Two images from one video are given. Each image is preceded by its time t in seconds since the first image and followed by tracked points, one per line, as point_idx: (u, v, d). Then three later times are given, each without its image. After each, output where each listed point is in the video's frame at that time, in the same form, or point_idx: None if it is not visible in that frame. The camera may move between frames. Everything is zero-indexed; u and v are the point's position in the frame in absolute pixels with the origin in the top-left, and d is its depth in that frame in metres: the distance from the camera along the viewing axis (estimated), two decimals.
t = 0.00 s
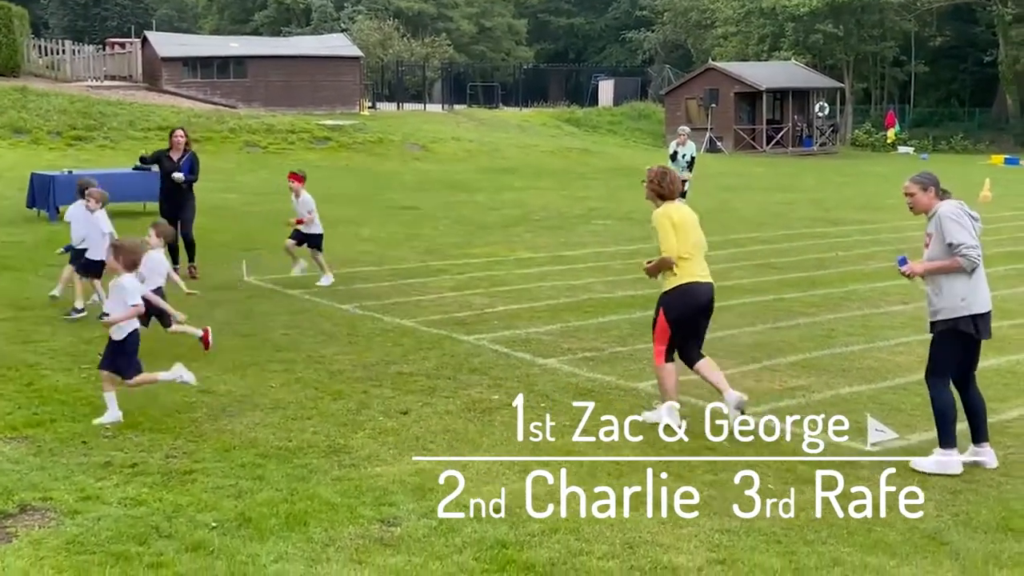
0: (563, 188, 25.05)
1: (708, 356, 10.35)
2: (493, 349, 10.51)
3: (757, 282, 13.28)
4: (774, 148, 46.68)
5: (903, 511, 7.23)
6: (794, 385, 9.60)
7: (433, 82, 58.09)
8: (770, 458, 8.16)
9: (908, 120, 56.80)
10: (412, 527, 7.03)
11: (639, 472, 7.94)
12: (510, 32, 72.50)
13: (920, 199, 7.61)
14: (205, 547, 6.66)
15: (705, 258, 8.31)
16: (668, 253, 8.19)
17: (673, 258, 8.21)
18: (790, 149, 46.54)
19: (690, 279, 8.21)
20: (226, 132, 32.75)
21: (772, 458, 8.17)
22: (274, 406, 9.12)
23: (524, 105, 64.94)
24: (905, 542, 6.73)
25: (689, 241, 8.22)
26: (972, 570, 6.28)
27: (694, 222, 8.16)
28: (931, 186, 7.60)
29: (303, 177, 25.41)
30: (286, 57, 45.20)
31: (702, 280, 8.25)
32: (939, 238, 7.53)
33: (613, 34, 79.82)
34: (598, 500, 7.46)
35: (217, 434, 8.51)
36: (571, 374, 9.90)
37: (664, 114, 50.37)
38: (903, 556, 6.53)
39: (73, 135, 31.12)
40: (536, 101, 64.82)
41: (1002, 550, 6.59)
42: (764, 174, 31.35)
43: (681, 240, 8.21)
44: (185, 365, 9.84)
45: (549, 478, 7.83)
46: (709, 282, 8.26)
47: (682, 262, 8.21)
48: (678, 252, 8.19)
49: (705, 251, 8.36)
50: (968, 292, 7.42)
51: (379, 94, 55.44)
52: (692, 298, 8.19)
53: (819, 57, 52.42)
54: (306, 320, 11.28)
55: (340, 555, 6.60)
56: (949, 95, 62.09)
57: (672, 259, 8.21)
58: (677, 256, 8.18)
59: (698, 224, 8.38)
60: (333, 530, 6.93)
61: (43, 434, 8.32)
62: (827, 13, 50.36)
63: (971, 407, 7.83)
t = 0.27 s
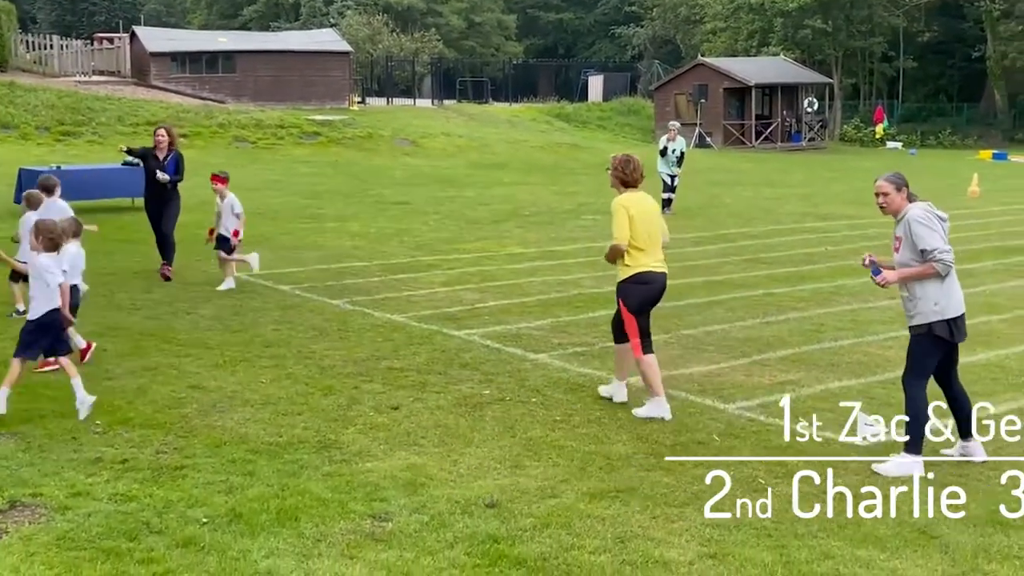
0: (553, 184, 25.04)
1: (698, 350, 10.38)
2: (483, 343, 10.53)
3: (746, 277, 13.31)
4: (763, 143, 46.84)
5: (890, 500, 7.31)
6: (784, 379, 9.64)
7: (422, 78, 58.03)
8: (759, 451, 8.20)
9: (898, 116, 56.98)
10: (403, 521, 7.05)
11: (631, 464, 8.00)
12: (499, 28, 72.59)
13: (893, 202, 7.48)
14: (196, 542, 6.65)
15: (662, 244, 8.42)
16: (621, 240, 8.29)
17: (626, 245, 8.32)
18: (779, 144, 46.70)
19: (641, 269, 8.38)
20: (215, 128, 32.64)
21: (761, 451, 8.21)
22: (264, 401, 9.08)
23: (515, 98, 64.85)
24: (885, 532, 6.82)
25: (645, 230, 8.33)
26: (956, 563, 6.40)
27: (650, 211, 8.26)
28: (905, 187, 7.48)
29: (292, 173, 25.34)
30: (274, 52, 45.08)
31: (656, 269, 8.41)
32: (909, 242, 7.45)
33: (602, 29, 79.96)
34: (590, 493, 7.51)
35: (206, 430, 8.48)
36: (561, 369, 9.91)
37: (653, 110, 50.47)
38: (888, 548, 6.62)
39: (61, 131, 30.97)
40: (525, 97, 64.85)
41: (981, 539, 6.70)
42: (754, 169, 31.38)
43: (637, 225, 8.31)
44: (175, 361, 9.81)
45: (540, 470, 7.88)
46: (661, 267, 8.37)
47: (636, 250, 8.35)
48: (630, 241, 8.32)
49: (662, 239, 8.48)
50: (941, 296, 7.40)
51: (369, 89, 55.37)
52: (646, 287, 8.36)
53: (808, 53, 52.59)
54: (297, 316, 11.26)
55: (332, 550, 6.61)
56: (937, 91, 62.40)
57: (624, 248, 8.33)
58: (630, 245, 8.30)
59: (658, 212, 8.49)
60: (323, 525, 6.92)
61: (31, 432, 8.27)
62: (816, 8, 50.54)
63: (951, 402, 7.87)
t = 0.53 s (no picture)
0: (543, 179, 25.00)
1: (688, 346, 10.38)
2: (473, 338, 10.49)
3: (736, 272, 13.32)
4: (753, 139, 46.95)
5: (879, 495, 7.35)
6: (775, 374, 9.65)
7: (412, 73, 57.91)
8: (750, 446, 8.20)
9: (886, 113, 57.29)
10: (394, 516, 7.03)
11: (620, 460, 7.99)
12: (489, 23, 72.55)
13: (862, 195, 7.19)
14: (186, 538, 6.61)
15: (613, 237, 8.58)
16: (579, 230, 8.37)
17: (583, 236, 8.41)
18: (769, 140, 46.81)
19: (594, 262, 8.53)
20: (204, 123, 32.46)
21: (751, 446, 8.21)
22: (251, 396, 9.05)
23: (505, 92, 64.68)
24: (874, 525, 6.86)
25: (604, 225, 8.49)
26: (946, 556, 6.44)
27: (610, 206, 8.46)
28: (871, 180, 7.19)
29: (281, 168, 25.21)
30: (262, 48, 44.92)
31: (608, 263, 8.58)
32: (877, 238, 7.20)
33: (592, 26, 80.01)
34: (580, 489, 7.50)
35: (194, 426, 8.44)
36: (552, 365, 9.90)
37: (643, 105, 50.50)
38: (879, 541, 6.66)
39: (48, 126, 30.76)
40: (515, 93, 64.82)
41: (970, 533, 6.75)
42: (745, 165, 31.43)
43: (595, 218, 8.45)
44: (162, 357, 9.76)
45: (530, 465, 7.87)
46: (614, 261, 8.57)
47: (591, 243, 8.49)
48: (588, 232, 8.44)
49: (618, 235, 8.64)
50: (908, 296, 7.19)
51: (358, 84, 55.24)
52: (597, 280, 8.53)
53: (798, 49, 52.70)
54: (286, 311, 11.19)
55: (325, 546, 6.57)
56: (926, 86, 62.69)
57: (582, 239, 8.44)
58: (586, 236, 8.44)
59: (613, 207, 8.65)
60: (314, 522, 6.89)
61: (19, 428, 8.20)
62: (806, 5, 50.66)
63: (923, 399, 7.89)
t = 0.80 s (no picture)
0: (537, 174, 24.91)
1: (683, 342, 10.38)
2: (468, 335, 10.48)
3: (734, 269, 13.27)
4: (746, 136, 46.90)
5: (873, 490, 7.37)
6: (769, 371, 9.65)
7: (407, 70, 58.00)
8: (744, 442, 8.19)
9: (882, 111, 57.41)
10: (392, 513, 6.99)
11: (618, 457, 7.97)
12: (483, 20, 73.13)
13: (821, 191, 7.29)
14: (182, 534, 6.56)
15: (579, 228, 8.75)
16: (546, 223, 8.51)
17: (550, 229, 8.56)
18: (761, 138, 46.82)
19: (556, 253, 8.66)
20: (196, 119, 32.29)
21: (749, 442, 8.18)
22: (247, 394, 8.99)
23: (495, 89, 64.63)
24: (867, 520, 6.84)
25: (568, 214, 8.59)
26: (932, 553, 6.47)
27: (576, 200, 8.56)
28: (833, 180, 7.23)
29: (273, 165, 25.10)
30: (255, 44, 44.86)
31: (570, 254, 8.69)
32: (844, 237, 7.24)
33: (586, 22, 80.53)
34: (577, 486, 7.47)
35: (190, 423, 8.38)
36: (546, 362, 9.91)
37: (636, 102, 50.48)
38: (877, 534, 6.63)
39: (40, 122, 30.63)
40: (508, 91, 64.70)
41: (957, 528, 6.75)
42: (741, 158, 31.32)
43: (563, 211, 8.55)
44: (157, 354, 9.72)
45: (528, 463, 7.84)
46: (580, 252, 8.73)
47: (556, 236, 8.62)
48: (556, 224, 8.53)
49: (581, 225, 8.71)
50: (871, 297, 7.30)
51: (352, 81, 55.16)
52: (556, 271, 8.66)
53: (792, 46, 52.84)
54: (281, 309, 11.13)
55: (320, 543, 6.53)
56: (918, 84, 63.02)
57: (549, 229, 8.57)
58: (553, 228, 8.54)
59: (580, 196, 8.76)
60: (309, 518, 6.84)
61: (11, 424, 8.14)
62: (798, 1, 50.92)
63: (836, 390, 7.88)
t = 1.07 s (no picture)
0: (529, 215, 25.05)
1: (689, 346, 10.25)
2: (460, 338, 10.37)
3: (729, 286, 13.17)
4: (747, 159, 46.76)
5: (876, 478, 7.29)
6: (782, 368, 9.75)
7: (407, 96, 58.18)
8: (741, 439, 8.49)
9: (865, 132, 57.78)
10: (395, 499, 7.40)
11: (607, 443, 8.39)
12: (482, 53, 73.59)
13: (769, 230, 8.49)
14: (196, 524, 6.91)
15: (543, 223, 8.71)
16: (509, 221, 8.48)
17: (513, 225, 8.52)
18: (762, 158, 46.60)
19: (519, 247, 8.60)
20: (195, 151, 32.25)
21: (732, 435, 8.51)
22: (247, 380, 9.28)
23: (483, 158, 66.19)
24: (844, 529, 7.09)
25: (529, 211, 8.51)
26: (938, 557, 6.80)
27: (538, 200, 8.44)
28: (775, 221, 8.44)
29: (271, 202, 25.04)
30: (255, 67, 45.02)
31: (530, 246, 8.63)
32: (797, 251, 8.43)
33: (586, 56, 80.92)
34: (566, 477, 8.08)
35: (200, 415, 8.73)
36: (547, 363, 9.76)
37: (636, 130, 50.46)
38: (837, 545, 6.92)
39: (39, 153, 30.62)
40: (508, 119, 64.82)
41: (963, 531, 7.06)
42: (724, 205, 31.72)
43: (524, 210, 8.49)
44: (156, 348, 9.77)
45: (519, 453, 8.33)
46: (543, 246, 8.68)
47: (519, 231, 8.56)
48: (518, 220, 8.49)
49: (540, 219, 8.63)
50: (822, 302, 8.51)
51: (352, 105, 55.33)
52: (519, 263, 8.61)
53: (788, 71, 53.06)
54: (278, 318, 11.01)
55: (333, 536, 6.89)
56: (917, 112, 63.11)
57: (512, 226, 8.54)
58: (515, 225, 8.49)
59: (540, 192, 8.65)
60: (311, 515, 7.07)
61: (29, 428, 8.57)
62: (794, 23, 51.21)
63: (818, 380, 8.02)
